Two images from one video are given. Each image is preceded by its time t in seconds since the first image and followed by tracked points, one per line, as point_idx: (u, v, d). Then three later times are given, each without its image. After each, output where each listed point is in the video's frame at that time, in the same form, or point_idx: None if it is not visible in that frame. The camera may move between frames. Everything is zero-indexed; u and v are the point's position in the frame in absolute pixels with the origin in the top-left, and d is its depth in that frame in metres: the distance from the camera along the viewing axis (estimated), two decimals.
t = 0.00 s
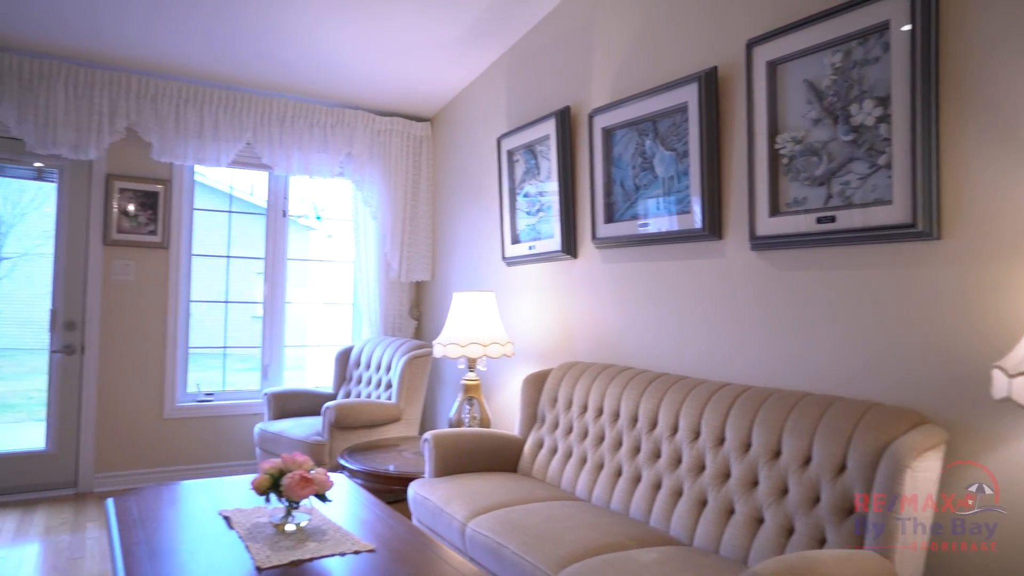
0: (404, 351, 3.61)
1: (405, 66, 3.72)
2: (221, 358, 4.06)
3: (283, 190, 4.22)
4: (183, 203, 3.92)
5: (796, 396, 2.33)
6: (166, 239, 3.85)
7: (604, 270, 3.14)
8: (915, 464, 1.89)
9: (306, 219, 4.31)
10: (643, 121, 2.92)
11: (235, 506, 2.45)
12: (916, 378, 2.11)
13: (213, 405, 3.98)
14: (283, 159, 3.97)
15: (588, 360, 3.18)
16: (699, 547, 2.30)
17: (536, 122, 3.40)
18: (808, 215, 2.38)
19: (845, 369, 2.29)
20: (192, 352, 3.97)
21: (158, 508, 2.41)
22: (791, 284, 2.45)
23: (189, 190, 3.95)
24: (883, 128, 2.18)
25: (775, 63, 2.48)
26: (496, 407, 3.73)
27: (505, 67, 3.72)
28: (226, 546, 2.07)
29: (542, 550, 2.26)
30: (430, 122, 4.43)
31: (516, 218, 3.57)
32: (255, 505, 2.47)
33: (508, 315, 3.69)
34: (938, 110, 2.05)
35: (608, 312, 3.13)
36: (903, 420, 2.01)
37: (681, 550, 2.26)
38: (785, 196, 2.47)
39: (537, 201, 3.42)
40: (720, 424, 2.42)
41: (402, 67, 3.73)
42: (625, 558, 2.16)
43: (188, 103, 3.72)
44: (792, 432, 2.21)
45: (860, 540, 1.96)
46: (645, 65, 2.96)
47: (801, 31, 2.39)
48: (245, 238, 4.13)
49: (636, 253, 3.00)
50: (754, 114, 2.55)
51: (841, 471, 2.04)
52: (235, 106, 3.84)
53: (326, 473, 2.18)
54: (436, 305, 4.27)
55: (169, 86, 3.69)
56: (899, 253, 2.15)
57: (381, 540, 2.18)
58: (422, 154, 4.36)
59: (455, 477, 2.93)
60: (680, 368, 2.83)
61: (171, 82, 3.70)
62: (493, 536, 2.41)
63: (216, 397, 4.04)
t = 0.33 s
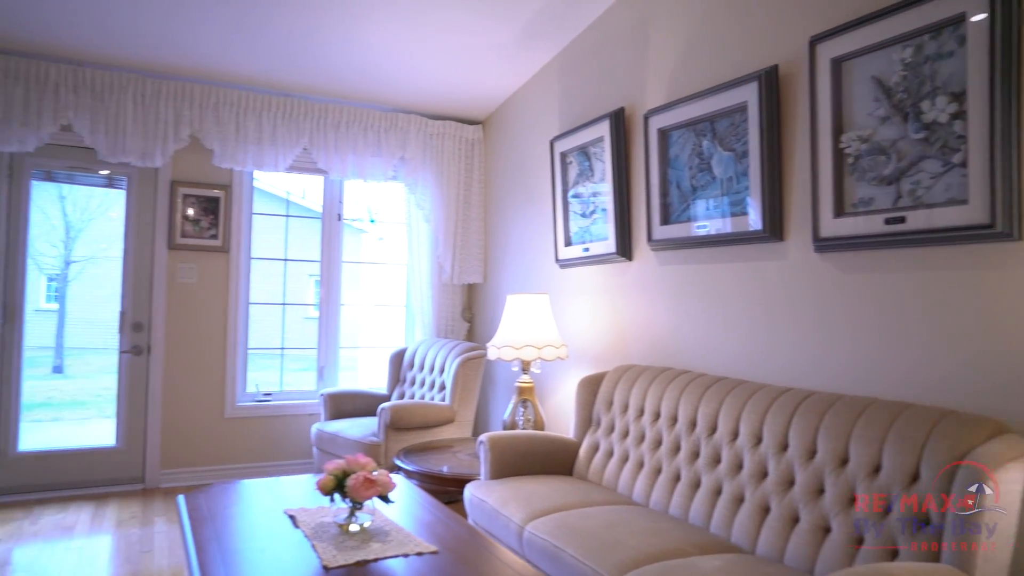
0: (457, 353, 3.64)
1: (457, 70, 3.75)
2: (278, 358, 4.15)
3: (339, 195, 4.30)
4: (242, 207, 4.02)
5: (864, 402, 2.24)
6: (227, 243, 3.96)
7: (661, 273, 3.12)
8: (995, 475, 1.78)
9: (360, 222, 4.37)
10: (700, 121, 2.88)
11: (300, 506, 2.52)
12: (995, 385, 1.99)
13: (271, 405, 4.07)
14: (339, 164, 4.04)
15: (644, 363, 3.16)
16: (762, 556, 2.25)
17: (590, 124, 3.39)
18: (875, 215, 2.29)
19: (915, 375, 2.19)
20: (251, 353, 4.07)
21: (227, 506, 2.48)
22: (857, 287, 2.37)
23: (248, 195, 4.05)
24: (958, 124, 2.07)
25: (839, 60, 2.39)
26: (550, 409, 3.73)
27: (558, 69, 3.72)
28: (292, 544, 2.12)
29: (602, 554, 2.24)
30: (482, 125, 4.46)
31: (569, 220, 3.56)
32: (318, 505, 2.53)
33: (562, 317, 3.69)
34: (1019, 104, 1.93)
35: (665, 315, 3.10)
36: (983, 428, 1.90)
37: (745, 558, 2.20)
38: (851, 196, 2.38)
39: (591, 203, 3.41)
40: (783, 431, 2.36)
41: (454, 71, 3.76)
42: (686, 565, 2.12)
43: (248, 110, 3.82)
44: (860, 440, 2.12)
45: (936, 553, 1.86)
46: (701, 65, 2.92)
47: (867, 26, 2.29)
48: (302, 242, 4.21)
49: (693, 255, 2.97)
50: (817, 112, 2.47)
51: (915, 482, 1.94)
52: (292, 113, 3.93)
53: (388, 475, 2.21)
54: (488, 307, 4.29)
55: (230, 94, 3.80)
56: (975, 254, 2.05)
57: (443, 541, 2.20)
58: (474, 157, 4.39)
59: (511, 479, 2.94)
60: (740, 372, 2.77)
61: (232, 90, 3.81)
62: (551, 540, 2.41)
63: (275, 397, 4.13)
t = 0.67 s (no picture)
0: (511, 356, 3.64)
1: (510, 73, 3.75)
2: (335, 360, 4.22)
3: (393, 198, 4.35)
4: (300, 212, 4.11)
5: (940, 409, 2.13)
6: (286, 247, 4.05)
7: (720, 275, 3.06)
8: None
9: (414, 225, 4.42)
10: (761, 121, 2.82)
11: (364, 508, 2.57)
12: None
13: (328, 405, 4.15)
14: (394, 167, 4.10)
15: (702, 367, 3.11)
16: (831, 566, 2.15)
17: (646, 125, 3.35)
18: (950, 216, 2.18)
19: (994, 382, 2.09)
20: (310, 354, 4.15)
21: (293, 506, 2.54)
22: (929, 289, 2.27)
23: (306, 199, 4.13)
24: None
25: (910, 55, 2.28)
26: (605, 412, 3.71)
27: (613, 70, 3.70)
28: (359, 545, 2.15)
29: (663, 560, 2.20)
30: (535, 128, 4.46)
31: (624, 222, 3.54)
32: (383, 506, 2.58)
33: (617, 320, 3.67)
34: None
35: (724, 318, 3.04)
36: None
37: (813, 568, 2.11)
38: (922, 196, 2.28)
39: (647, 204, 3.38)
40: (852, 437, 2.26)
41: (506, 73, 3.76)
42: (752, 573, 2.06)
43: (306, 117, 3.90)
44: (935, 449, 2.01)
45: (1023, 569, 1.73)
46: (761, 63, 2.86)
47: (941, 20, 2.19)
48: (358, 245, 4.27)
49: (754, 257, 2.91)
50: (887, 109, 2.37)
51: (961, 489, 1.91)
52: (349, 118, 4.00)
53: (451, 477, 2.23)
54: (542, 310, 4.28)
55: (289, 101, 3.88)
56: None
57: (505, 544, 2.20)
58: (527, 159, 4.39)
59: (568, 482, 2.95)
60: (804, 377, 2.70)
61: (292, 97, 3.89)
62: (611, 545, 2.38)
63: (332, 398, 4.21)
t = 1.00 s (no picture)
0: (568, 359, 3.64)
1: (564, 75, 3.73)
2: (392, 361, 4.28)
3: (449, 201, 4.38)
4: (358, 216, 4.18)
5: None
6: (344, 251, 4.12)
7: (784, 278, 2.99)
8: None
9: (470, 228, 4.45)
10: (828, 119, 2.73)
11: (428, 510, 2.61)
12: None
13: (386, 406, 4.20)
14: (450, 171, 4.13)
15: (765, 372, 3.04)
16: None
17: (705, 125, 3.30)
18: None
19: None
20: (368, 356, 4.22)
21: (360, 507, 2.59)
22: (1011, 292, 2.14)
23: (364, 203, 4.20)
24: None
25: (991, 47, 2.14)
26: (664, 416, 3.66)
27: (670, 71, 3.65)
28: (426, 546, 2.17)
29: (731, 569, 2.14)
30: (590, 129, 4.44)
31: (683, 224, 3.50)
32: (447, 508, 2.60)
33: (676, 324, 3.62)
34: None
35: (788, 323, 2.96)
36: None
37: None
38: (1005, 195, 2.14)
39: (707, 206, 3.33)
40: (929, 447, 2.14)
41: (560, 75, 3.74)
42: None
43: (364, 122, 3.97)
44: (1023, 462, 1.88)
45: None
46: (827, 60, 2.77)
47: None
48: (414, 247, 4.32)
49: (820, 260, 2.82)
50: (965, 104, 2.23)
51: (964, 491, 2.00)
52: (406, 123, 4.04)
53: (515, 481, 2.24)
54: (598, 312, 4.26)
55: (347, 107, 3.95)
56: None
57: (569, 550, 2.19)
58: (583, 161, 4.37)
59: (627, 487, 2.93)
60: (874, 383, 2.59)
61: (350, 103, 3.96)
62: (675, 553, 2.34)
63: (389, 399, 4.26)
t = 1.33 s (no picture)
0: (630, 362, 3.61)
1: (625, 75, 3.70)
2: (453, 364, 4.32)
3: (509, 204, 4.40)
4: (420, 220, 4.23)
5: None
6: (407, 254, 4.19)
7: (856, 281, 2.89)
8: None
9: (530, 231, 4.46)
10: (905, 116, 2.61)
11: (495, 513, 2.62)
12: None
13: (448, 408, 4.25)
14: (511, 174, 4.14)
15: (837, 378, 2.94)
16: None
17: (773, 124, 3.22)
18: None
19: None
20: (430, 358, 4.27)
21: (428, 509, 2.63)
22: None
23: (426, 208, 4.25)
24: None
25: None
26: (730, 422, 3.59)
27: (735, 70, 3.58)
28: (494, 551, 2.17)
29: None
30: (651, 130, 4.39)
31: (749, 226, 3.42)
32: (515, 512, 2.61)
33: (742, 327, 3.54)
34: None
35: (861, 327, 2.86)
36: None
37: None
38: None
39: (774, 207, 3.25)
40: (1020, 461, 2.01)
41: (621, 76, 3.71)
42: None
43: (425, 127, 4.02)
44: None
45: None
46: (903, 54, 2.66)
47: None
48: (474, 250, 4.36)
49: (895, 262, 2.71)
50: None
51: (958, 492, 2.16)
52: (467, 126, 4.07)
53: (584, 486, 2.23)
54: (661, 315, 4.21)
55: (410, 113, 4.01)
56: None
57: (639, 556, 2.16)
58: (644, 163, 4.33)
59: (693, 494, 2.88)
60: (955, 391, 2.47)
61: (411, 109, 4.01)
62: (745, 562, 2.28)
63: (450, 401, 4.31)
